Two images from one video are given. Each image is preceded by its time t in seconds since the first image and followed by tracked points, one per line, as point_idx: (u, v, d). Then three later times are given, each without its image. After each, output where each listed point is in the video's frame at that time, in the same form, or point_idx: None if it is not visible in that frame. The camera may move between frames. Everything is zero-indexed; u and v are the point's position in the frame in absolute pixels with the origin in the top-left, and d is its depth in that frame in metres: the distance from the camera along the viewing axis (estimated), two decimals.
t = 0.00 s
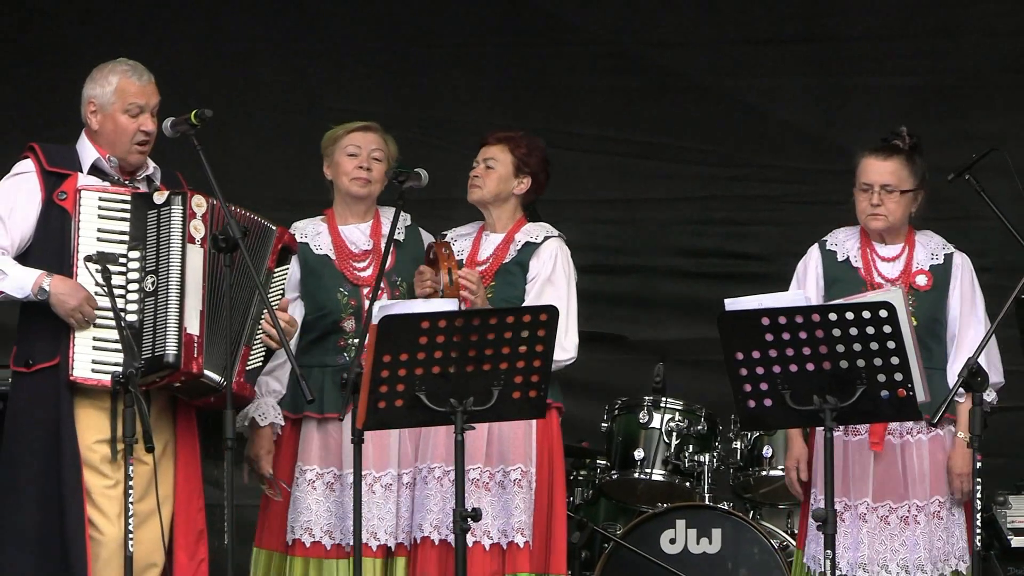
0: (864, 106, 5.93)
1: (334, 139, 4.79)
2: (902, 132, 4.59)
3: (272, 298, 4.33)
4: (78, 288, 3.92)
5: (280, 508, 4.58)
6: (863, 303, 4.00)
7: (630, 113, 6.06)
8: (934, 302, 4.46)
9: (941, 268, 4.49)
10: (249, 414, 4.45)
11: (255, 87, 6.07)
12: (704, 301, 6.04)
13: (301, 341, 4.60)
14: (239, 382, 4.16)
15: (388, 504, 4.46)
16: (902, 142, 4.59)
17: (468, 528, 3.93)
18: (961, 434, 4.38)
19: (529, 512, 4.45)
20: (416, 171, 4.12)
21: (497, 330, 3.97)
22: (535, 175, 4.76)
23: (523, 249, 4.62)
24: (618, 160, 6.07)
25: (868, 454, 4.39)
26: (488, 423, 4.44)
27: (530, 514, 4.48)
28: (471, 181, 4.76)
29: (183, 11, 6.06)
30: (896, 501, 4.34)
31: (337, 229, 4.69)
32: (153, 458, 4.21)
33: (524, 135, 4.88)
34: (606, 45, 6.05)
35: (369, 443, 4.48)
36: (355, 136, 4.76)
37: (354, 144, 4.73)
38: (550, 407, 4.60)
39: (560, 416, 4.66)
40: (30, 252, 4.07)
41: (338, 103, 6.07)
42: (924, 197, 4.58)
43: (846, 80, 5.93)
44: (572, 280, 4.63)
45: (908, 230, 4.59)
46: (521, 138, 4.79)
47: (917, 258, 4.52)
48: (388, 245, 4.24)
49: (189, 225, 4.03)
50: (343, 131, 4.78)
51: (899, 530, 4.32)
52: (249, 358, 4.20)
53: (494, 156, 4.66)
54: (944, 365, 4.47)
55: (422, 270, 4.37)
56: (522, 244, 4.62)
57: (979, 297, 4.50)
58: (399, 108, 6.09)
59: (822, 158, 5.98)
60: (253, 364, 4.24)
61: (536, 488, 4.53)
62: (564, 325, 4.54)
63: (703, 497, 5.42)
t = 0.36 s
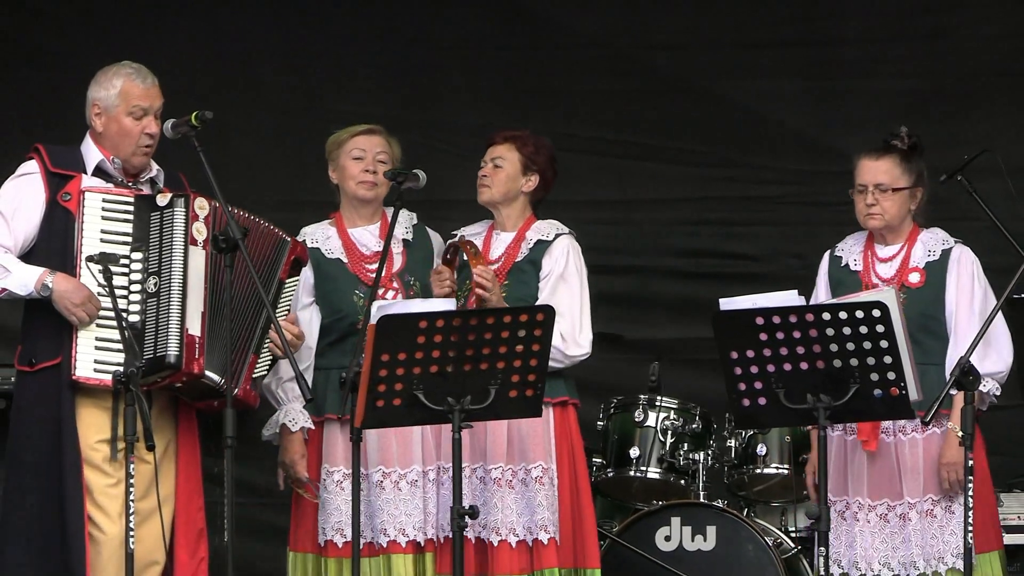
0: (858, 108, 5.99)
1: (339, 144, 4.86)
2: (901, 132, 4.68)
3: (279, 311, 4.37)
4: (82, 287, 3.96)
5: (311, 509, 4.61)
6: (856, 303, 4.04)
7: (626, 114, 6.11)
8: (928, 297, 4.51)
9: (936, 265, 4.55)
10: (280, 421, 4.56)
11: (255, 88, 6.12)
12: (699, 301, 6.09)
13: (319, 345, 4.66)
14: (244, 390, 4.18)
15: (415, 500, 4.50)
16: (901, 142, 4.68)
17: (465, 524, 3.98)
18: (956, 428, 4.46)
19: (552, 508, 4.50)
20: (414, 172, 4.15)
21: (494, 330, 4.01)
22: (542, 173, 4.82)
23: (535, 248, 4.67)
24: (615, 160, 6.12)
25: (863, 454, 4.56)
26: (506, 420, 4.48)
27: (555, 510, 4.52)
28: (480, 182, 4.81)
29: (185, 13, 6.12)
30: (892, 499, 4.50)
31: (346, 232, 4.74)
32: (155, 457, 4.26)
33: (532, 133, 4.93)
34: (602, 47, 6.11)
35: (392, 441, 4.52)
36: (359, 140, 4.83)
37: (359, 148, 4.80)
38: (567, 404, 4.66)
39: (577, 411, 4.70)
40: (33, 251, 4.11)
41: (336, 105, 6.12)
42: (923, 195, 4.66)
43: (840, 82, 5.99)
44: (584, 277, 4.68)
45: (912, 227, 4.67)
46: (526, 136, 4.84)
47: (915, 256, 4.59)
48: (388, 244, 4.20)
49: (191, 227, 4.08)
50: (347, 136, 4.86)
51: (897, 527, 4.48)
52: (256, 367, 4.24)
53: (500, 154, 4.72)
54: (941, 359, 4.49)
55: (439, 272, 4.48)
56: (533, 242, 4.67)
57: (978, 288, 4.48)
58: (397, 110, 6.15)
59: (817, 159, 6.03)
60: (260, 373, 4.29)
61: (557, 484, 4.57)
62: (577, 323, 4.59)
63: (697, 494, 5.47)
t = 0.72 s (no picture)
0: (851, 110, 6.04)
1: (337, 145, 4.91)
2: (900, 133, 4.70)
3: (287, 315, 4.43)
4: (85, 284, 4.00)
5: (294, 506, 4.69)
6: (850, 303, 4.09)
7: (621, 117, 6.17)
8: (924, 299, 4.57)
9: (932, 267, 4.59)
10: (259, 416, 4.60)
11: (253, 91, 6.17)
12: (694, 302, 6.14)
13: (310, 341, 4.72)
14: (250, 394, 4.25)
15: (397, 498, 4.55)
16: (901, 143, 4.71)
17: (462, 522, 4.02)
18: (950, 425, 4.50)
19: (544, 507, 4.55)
20: (412, 174, 4.18)
21: (491, 330, 4.05)
22: (534, 175, 4.87)
23: (528, 249, 4.71)
24: (611, 162, 6.17)
25: (861, 453, 4.61)
26: (500, 420, 4.53)
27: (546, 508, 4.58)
28: (472, 184, 4.86)
29: (186, 16, 6.16)
30: (891, 497, 4.54)
31: (341, 232, 4.77)
32: (155, 455, 4.30)
33: (524, 137, 4.99)
34: (597, 50, 6.16)
35: (378, 440, 4.57)
36: (357, 139, 4.86)
37: (357, 147, 4.83)
38: (558, 404, 4.72)
39: (569, 411, 4.78)
40: (36, 251, 4.16)
41: (334, 107, 6.18)
42: (919, 198, 4.69)
43: (833, 85, 6.05)
44: (577, 277, 4.72)
45: (906, 230, 4.71)
46: (518, 139, 4.89)
47: (911, 258, 4.64)
48: (384, 246, 4.26)
49: (191, 228, 4.11)
50: (345, 136, 4.90)
51: (896, 524, 4.53)
52: (263, 371, 4.31)
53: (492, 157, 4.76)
54: (937, 360, 4.56)
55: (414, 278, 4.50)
56: (526, 244, 4.72)
57: (973, 289, 4.54)
58: (394, 112, 6.20)
59: (810, 161, 6.08)
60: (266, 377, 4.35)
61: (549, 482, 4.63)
62: (571, 323, 4.64)
63: (691, 493, 5.54)
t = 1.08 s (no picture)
0: (845, 113, 6.10)
1: (333, 146, 4.94)
2: (891, 138, 4.74)
3: (273, 295, 4.45)
4: (84, 285, 4.05)
5: (263, 502, 4.79)
6: (845, 304, 4.14)
7: (618, 120, 6.23)
8: (919, 306, 4.62)
9: (922, 273, 4.66)
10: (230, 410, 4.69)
11: (254, 95, 6.23)
12: (691, 302, 6.19)
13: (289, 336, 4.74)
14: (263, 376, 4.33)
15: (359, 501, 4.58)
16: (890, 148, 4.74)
17: (461, 521, 4.06)
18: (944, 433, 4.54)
19: (504, 510, 4.60)
20: (412, 176, 4.22)
21: (489, 330, 4.10)
22: (519, 182, 4.91)
23: (507, 255, 4.77)
24: (611, 164, 6.23)
25: (862, 454, 4.53)
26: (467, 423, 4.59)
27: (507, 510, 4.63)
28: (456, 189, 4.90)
29: (187, 21, 6.23)
30: (891, 498, 4.49)
31: (326, 232, 4.82)
32: (157, 452, 4.33)
33: (509, 143, 5.03)
34: (593, 54, 6.22)
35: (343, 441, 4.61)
36: (353, 143, 4.90)
37: (351, 151, 4.87)
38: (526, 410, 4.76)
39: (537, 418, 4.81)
40: (38, 257, 4.19)
41: (333, 110, 6.24)
42: (906, 205, 4.73)
43: (827, 89, 6.11)
44: (554, 285, 4.78)
45: (889, 236, 4.74)
46: (504, 146, 4.94)
47: (901, 263, 4.68)
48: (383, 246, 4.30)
49: (187, 225, 4.14)
50: (341, 138, 4.93)
51: (894, 525, 4.48)
52: (267, 352, 4.36)
53: (479, 164, 4.81)
54: (925, 366, 4.63)
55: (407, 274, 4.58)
56: (506, 249, 4.77)
57: (958, 301, 4.67)
58: (394, 114, 6.25)
59: (805, 163, 6.13)
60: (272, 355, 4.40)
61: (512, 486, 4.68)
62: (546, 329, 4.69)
63: (688, 492, 5.60)
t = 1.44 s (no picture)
0: (840, 114, 6.15)
1: (326, 147, 4.98)
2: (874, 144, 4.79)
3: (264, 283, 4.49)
4: (88, 285, 4.10)
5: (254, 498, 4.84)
6: (839, 303, 4.19)
7: (615, 121, 6.28)
8: (905, 309, 4.70)
9: (904, 276, 4.74)
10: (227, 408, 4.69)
11: (255, 97, 6.29)
12: (687, 302, 6.25)
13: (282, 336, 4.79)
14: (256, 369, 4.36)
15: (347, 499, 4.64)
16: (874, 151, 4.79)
17: (459, 519, 4.11)
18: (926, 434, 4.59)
19: (491, 508, 4.65)
20: (410, 176, 4.27)
21: (488, 329, 4.14)
22: (509, 183, 4.97)
23: (494, 255, 4.82)
24: (609, 165, 6.28)
25: (854, 453, 4.55)
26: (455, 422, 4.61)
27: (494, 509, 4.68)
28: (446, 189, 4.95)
29: (188, 24, 6.29)
30: (878, 497, 4.50)
31: (319, 233, 4.88)
32: (158, 450, 4.38)
33: (497, 145, 5.08)
34: (590, 56, 6.28)
35: (334, 439, 4.66)
36: (347, 146, 4.94)
37: (344, 153, 4.92)
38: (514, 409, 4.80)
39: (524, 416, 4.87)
40: (41, 256, 4.23)
41: (332, 111, 6.29)
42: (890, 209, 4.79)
43: (822, 90, 6.16)
44: (540, 285, 4.83)
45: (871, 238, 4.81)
46: (494, 147, 4.99)
47: (884, 266, 4.74)
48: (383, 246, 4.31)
49: (188, 225, 4.19)
50: (336, 141, 4.98)
51: (880, 524, 4.49)
52: (260, 342, 4.41)
53: (468, 165, 4.86)
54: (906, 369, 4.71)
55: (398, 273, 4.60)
56: (493, 250, 4.83)
57: (933, 304, 4.77)
58: (392, 116, 6.31)
59: (801, 164, 6.19)
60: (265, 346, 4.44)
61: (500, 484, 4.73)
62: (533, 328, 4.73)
63: (684, 489, 5.62)
